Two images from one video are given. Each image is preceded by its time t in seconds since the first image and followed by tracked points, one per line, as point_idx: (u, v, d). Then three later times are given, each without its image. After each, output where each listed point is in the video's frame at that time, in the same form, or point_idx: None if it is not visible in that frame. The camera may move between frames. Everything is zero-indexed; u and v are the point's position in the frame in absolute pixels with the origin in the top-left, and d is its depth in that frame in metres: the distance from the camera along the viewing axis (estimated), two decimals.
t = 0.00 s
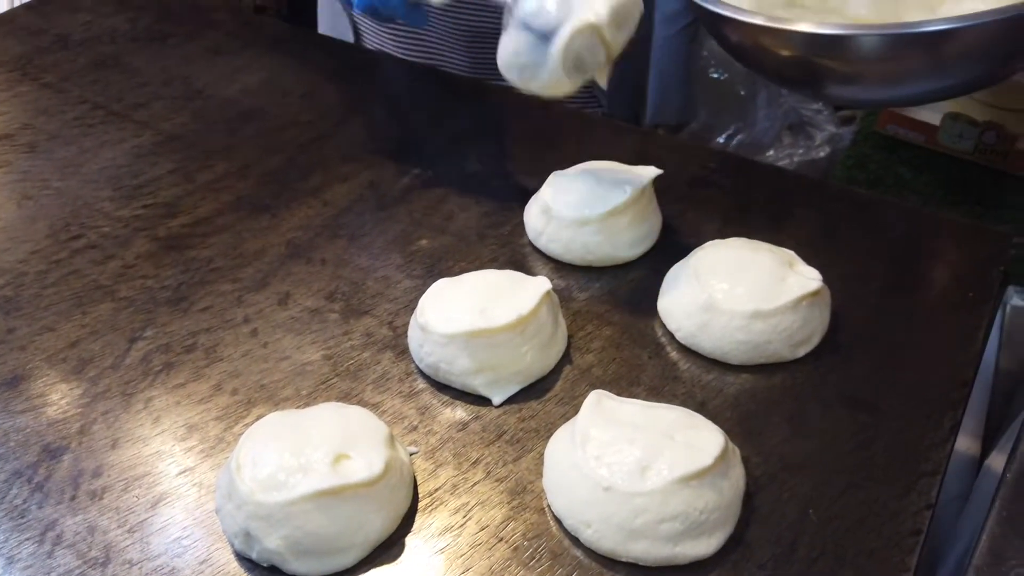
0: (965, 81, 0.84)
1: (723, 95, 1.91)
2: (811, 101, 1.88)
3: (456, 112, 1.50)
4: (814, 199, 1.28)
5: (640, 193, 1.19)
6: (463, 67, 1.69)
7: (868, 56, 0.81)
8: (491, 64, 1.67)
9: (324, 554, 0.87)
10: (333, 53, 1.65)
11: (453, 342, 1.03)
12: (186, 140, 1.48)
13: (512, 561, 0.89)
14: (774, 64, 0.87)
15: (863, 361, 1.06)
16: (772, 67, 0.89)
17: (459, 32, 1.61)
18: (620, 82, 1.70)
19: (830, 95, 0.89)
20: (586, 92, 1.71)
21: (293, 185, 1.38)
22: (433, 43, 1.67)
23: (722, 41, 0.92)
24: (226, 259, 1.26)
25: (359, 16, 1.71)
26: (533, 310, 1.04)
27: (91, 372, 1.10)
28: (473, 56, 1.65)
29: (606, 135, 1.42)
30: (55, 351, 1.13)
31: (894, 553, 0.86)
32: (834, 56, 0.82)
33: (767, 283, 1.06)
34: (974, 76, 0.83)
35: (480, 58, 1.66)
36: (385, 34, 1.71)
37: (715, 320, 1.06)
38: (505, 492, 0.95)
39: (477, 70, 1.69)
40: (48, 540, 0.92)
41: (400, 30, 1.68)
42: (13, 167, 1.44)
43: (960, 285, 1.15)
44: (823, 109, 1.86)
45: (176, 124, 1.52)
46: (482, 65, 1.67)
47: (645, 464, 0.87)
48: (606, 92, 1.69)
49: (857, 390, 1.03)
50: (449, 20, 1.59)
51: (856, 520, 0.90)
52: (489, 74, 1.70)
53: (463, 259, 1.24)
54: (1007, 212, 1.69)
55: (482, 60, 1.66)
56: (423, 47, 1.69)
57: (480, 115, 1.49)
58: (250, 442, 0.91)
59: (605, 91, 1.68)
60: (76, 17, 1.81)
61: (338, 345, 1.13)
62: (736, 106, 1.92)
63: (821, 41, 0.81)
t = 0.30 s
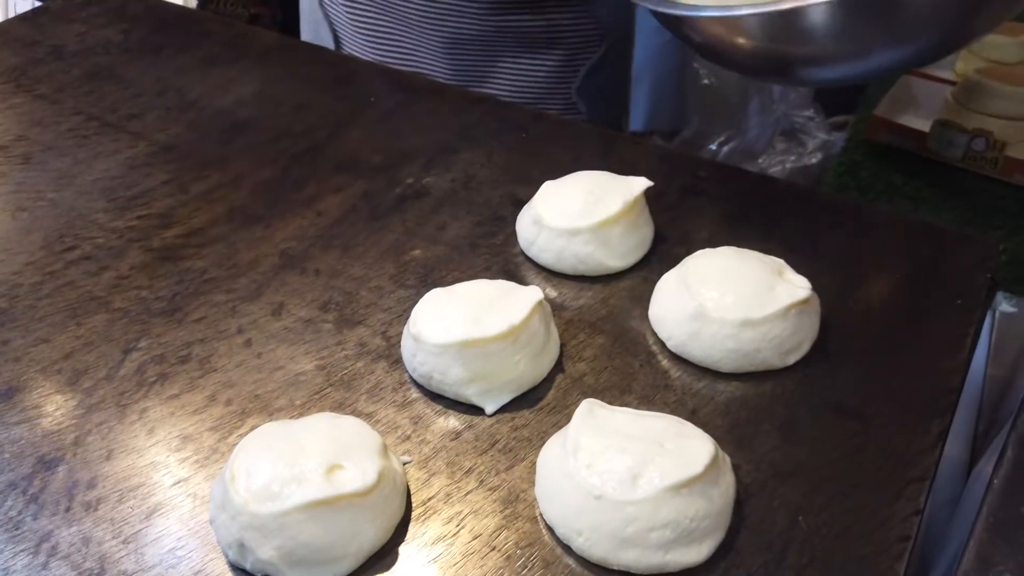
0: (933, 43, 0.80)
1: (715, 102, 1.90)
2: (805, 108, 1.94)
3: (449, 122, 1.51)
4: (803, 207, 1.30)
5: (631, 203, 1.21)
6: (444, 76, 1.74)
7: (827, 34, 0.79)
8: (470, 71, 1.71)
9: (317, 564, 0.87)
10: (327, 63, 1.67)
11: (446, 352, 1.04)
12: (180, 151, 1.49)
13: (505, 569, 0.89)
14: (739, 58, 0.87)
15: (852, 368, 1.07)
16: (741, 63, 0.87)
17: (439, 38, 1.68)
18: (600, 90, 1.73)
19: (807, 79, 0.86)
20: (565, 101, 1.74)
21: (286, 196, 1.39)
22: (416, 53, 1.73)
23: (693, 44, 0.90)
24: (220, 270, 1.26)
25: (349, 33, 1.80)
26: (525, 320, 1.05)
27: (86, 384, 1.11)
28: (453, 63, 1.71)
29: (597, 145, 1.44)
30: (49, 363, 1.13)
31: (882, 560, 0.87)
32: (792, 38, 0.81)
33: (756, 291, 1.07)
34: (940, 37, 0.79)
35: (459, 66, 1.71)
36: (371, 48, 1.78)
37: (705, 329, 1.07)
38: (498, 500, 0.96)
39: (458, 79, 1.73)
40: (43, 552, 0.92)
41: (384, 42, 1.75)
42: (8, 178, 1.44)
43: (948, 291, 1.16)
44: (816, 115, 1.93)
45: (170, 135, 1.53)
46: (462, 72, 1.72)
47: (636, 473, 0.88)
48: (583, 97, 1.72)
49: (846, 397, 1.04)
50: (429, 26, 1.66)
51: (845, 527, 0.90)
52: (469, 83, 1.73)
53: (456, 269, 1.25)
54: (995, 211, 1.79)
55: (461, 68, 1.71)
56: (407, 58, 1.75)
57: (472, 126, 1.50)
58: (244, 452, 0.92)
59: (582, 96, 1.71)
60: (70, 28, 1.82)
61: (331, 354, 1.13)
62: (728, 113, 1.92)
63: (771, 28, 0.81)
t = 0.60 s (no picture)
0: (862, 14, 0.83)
1: (705, 107, 2.01)
2: (793, 115, 2.10)
3: (441, 131, 1.53)
4: (792, 215, 1.31)
5: (621, 213, 1.22)
6: (425, 75, 1.82)
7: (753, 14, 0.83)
8: (449, 70, 1.79)
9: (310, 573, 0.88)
10: (320, 73, 1.68)
11: (437, 361, 1.04)
12: (174, 161, 1.50)
13: None
14: (688, 60, 0.90)
15: (840, 375, 1.08)
16: (696, 62, 0.90)
17: (417, 38, 1.74)
18: (574, 86, 1.85)
19: (758, 64, 0.89)
20: (540, 98, 1.82)
21: (279, 205, 1.40)
22: (396, 53, 1.81)
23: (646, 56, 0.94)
24: (213, 280, 1.27)
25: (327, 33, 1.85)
26: (516, 328, 1.06)
27: (79, 394, 1.11)
28: (432, 62, 1.78)
29: (588, 153, 1.45)
30: (43, 373, 1.14)
31: (869, 566, 0.88)
32: (725, 26, 0.84)
33: (745, 299, 1.09)
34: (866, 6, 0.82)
35: (438, 65, 1.78)
36: (348, 48, 1.84)
37: (694, 336, 1.08)
38: (489, 509, 0.96)
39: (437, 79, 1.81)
40: (37, 562, 0.93)
41: (364, 43, 1.82)
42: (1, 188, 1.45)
43: (935, 298, 1.17)
44: (804, 122, 2.10)
45: (163, 145, 1.54)
46: (441, 71, 1.79)
47: (625, 481, 0.89)
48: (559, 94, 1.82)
49: (834, 404, 1.05)
50: (407, 26, 1.73)
51: (832, 533, 0.91)
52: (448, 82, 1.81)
53: (448, 277, 1.26)
54: (985, 217, 1.82)
55: (440, 67, 1.79)
56: (387, 58, 1.82)
57: (464, 135, 1.51)
58: (237, 462, 0.93)
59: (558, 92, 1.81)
60: (64, 38, 1.83)
61: (324, 364, 1.14)
62: (720, 118, 2.03)
63: (704, 18, 0.85)
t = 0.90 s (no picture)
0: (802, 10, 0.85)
1: (699, 113, 2.13)
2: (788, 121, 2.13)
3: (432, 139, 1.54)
4: (780, 221, 1.33)
5: (611, 220, 1.23)
6: (412, 79, 1.85)
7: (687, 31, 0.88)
8: (436, 74, 1.82)
9: None
10: (312, 83, 1.69)
11: (428, 368, 1.05)
12: (167, 170, 1.51)
13: None
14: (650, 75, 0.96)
15: (827, 380, 1.09)
16: (656, 72, 0.95)
17: (403, 44, 1.77)
18: (560, 88, 1.85)
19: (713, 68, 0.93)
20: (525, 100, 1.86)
21: (272, 213, 1.41)
22: (383, 58, 1.83)
23: (614, 72, 0.99)
24: (206, 288, 1.28)
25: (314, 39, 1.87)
26: (506, 335, 1.07)
27: (72, 403, 1.12)
28: (418, 67, 1.81)
29: (578, 161, 1.46)
30: (36, 383, 1.14)
31: (855, 568, 0.89)
32: (665, 45, 0.90)
33: (733, 305, 1.10)
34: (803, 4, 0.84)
35: (425, 69, 1.81)
36: (334, 50, 1.85)
37: (683, 342, 1.09)
38: (480, 514, 0.97)
39: (425, 82, 1.84)
40: (29, 570, 0.93)
41: (351, 48, 1.84)
42: None
43: (921, 302, 1.19)
44: (798, 128, 2.11)
45: (156, 154, 1.54)
46: (428, 75, 1.82)
47: (613, 485, 0.90)
48: (545, 97, 1.84)
49: (821, 409, 1.06)
50: (393, 33, 1.75)
51: (819, 537, 0.92)
52: (435, 85, 1.84)
53: (439, 284, 1.27)
54: (971, 223, 1.83)
55: (427, 71, 1.81)
56: (374, 63, 1.85)
57: (455, 143, 1.52)
58: (228, 470, 0.93)
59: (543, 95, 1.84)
60: (58, 49, 1.83)
61: (315, 371, 1.15)
62: (713, 124, 2.14)
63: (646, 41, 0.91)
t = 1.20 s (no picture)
0: None
1: (691, 121, 2.19)
2: (781, 127, 2.14)
3: (427, 149, 1.55)
4: (772, 230, 1.34)
5: (605, 231, 1.24)
6: (405, 87, 1.85)
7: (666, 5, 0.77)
8: (429, 82, 1.83)
9: None
10: (308, 93, 1.71)
11: (424, 378, 1.06)
12: (164, 181, 1.52)
13: None
14: (622, 59, 0.85)
15: (820, 387, 1.11)
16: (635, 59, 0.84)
17: (397, 50, 1.78)
18: (555, 90, 1.89)
19: (694, 48, 0.83)
20: (518, 107, 1.87)
21: (269, 224, 1.41)
22: (376, 66, 1.84)
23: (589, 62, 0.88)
24: (203, 299, 1.29)
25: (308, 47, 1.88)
26: (501, 345, 1.08)
27: (70, 415, 1.12)
28: (412, 74, 1.81)
29: (572, 170, 1.47)
30: (34, 394, 1.15)
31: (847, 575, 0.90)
32: (641, 25, 0.79)
33: (726, 315, 1.11)
34: None
35: (418, 76, 1.82)
36: (327, 57, 1.86)
37: (677, 351, 1.10)
38: (477, 524, 0.98)
39: (418, 90, 1.84)
40: None
41: (345, 57, 1.85)
42: None
43: (912, 309, 1.20)
44: (790, 134, 2.12)
45: (153, 165, 1.55)
46: (421, 82, 1.83)
47: (608, 495, 0.91)
48: (538, 103, 1.86)
49: (814, 417, 1.07)
50: (388, 38, 1.76)
51: (813, 545, 0.93)
52: (429, 94, 1.85)
53: (435, 294, 1.28)
54: (962, 229, 1.85)
55: (421, 79, 1.82)
56: (368, 71, 1.85)
57: (450, 153, 1.53)
58: (226, 481, 0.94)
59: (536, 101, 1.86)
60: (54, 59, 1.84)
61: (313, 381, 1.15)
62: (706, 131, 2.20)
63: (618, 22, 0.79)
